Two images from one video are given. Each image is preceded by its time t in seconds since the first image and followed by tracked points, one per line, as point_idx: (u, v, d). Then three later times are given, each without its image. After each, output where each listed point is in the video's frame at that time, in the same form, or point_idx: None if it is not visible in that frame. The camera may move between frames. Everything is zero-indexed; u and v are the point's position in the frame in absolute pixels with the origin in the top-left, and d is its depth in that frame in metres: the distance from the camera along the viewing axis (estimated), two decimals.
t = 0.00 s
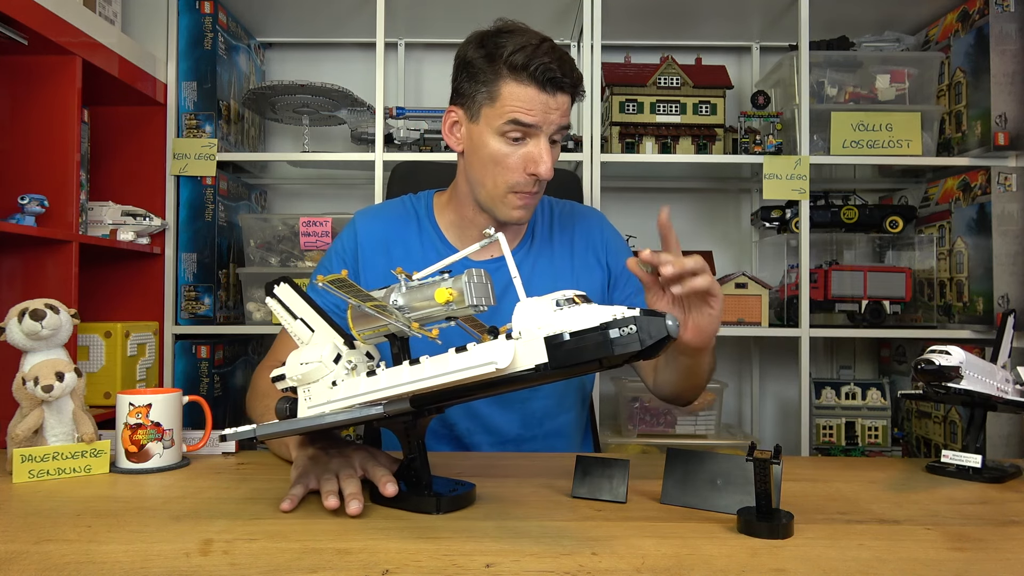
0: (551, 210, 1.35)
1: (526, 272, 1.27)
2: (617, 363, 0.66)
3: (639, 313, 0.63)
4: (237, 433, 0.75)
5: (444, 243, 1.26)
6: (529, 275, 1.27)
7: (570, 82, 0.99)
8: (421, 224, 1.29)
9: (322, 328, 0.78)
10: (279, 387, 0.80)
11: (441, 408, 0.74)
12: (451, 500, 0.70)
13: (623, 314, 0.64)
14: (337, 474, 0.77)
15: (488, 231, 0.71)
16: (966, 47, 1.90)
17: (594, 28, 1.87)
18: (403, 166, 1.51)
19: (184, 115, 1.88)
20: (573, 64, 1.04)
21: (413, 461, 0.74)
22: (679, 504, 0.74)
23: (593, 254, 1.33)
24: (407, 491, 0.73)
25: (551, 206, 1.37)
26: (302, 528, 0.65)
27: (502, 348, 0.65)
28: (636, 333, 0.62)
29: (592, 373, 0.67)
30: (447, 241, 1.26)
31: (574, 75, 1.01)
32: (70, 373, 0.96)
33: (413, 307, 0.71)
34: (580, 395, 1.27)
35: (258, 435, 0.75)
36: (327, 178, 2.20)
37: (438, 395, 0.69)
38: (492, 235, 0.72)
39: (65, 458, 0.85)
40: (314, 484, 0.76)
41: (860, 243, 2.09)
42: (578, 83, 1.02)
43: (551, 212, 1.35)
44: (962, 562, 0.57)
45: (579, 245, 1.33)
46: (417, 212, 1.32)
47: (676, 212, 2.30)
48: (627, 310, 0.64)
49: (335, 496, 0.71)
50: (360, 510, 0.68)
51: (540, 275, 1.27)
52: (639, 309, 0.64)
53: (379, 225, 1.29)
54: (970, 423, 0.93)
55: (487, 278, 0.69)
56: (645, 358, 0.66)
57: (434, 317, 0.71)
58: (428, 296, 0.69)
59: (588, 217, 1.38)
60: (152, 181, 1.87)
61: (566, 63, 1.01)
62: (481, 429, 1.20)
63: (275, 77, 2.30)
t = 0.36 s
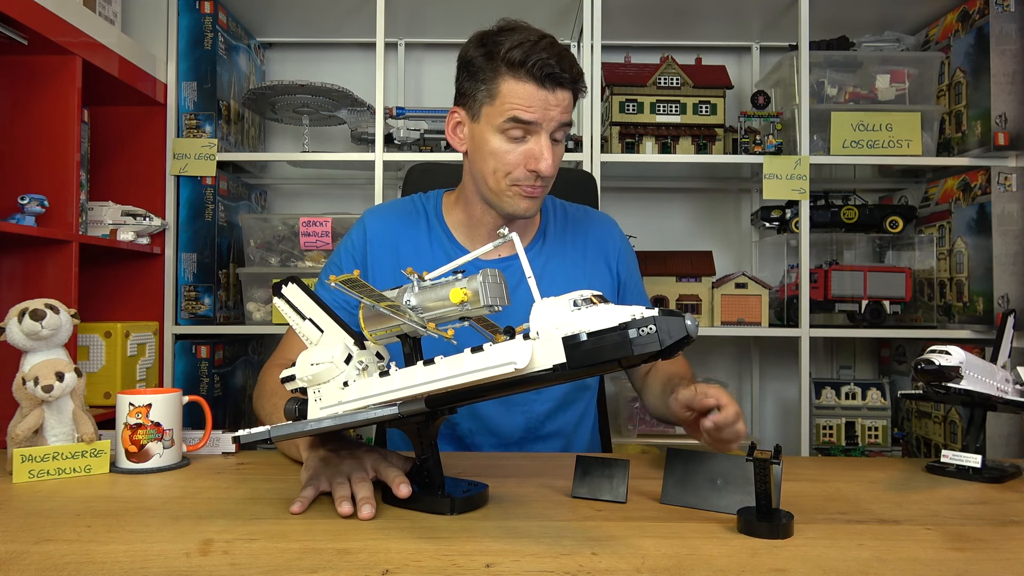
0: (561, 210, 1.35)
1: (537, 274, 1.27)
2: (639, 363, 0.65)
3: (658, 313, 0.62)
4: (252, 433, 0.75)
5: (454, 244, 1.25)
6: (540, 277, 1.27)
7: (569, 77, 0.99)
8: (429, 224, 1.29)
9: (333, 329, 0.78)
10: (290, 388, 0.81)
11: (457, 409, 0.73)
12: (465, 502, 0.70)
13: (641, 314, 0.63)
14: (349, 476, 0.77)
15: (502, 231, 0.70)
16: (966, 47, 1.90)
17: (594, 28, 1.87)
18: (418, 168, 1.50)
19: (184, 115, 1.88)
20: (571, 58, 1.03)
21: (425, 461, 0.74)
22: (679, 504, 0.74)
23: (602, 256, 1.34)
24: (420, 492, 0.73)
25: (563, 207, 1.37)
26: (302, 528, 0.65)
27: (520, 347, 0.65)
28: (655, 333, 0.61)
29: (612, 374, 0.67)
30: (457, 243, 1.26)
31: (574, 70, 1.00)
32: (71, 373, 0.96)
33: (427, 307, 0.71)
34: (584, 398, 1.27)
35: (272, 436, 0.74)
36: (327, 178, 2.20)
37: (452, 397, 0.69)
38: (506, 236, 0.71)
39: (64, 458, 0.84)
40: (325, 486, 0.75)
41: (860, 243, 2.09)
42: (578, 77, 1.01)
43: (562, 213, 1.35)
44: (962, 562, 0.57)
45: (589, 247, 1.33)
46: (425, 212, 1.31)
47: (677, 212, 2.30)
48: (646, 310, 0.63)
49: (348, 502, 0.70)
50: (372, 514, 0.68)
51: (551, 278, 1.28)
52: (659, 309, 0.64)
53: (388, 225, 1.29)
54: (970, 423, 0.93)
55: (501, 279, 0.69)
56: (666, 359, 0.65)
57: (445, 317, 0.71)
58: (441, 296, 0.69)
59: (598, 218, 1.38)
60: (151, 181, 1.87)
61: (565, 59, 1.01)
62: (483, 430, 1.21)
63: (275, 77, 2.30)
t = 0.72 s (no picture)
0: (559, 210, 1.35)
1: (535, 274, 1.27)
2: (639, 364, 0.65)
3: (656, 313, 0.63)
4: (252, 433, 0.75)
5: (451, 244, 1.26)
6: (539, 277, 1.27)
7: (563, 88, 0.97)
8: (427, 226, 1.29)
9: (332, 329, 0.78)
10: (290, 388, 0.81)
11: (457, 409, 0.73)
12: (465, 502, 0.70)
13: (639, 314, 0.63)
14: (349, 476, 0.77)
15: (502, 231, 0.70)
16: (966, 47, 1.90)
17: (594, 28, 1.87)
18: (423, 169, 1.50)
19: (184, 115, 1.88)
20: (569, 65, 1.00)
21: (425, 461, 0.74)
22: (679, 504, 0.74)
23: (600, 256, 1.34)
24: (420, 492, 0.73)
25: (561, 207, 1.37)
26: (302, 528, 0.65)
27: (521, 347, 0.64)
28: (654, 333, 0.61)
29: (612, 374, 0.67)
30: (454, 243, 1.26)
31: (569, 80, 0.98)
32: (71, 373, 0.96)
33: (426, 307, 0.71)
34: (584, 397, 1.26)
35: (272, 436, 0.74)
36: (327, 178, 2.20)
37: (452, 398, 0.69)
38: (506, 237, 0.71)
39: (64, 458, 0.84)
40: (325, 486, 0.75)
41: (860, 243, 2.09)
42: (573, 87, 0.99)
43: (560, 213, 1.34)
44: (962, 562, 0.57)
45: (586, 246, 1.33)
46: (424, 213, 1.32)
47: (677, 212, 2.30)
48: (645, 309, 0.63)
49: (346, 504, 0.69)
50: (372, 514, 0.68)
51: (549, 278, 1.28)
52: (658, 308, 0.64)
53: (387, 227, 1.29)
54: (970, 423, 0.93)
55: (501, 279, 0.69)
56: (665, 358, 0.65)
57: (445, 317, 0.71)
58: (441, 296, 0.69)
59: (596, 217, 1.37)
60: (151, 181, 1.87)
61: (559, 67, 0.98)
62: (483, 427, 1.21)
63: (275, 77, 2.30)
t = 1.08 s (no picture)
0: (558, 210, 1.35)
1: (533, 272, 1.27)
2: (639, 364, 0.65)
3: (655, 313, 0.62)
4: (251, 433, 0.75)
5: (449, 242, 1.26)
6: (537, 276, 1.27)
7: (538, 73, 0.99)
8: (427, 226, 1.29)
9: (332, 329, 0.77)
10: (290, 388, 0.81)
11: (457, 408, 0.73)
12: (465, 502, 0.70)
13: (639, 314, 0.63)
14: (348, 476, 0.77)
15: (502, 231, 0.70)
16: (966, 47, 1.90)
17: (594, 28, 1.87)
18: (417, 168, 1.50)
19: (184, 115, 1.88)
20: (551, 53, 1.03)
21: (425, 461, 0.74)
22: (679, 504, 0.73)
23: (599, 255, 1.34)
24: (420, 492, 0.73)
25: (561, 207, 1.37)
26: (302, 528, 0.65)
27: (521, 347, 0.64)
28: (654, 333, 0.61)
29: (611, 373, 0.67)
30: (452, 241, 1.26)
31: (548, 67, 1.00)
32: (71, 373, 0.96)
33: (426, 307, 0.71)
34: (583, 397, 1.26)
35: (272, 436, 0.74)
36: (327, 178, 2.20)
37: (453, 398, 0.69)
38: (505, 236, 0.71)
39: (64, 458, 0.84)
40: (324, 485, 0.75)
41: (860, 243, 2.09)
42: (552, 74, 1.01)
43: (559, 213, 1.35)
44: (963, 562, 0.57)
45: (585, 246, 1.33)
46: (424, 213, 1.32)
47: (676, 212, 2.30)
48: (644, 309, 0.63)
49: (346, 505, 0.69)
50: (371, 515, 0.68)
51: (548, 277, 1.28)
52: (657, 308, 0.64)
53: (386, 226, 1.29)
54: (969, 423, 0.93)
55: (501, 278, 0.69)
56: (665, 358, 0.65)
57: (445, 317, 0.70)
58: (441, 296, 0.69)
59: (594, 218, 1.38)
60: (152, 181, 1.87)
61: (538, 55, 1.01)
62: (481, 428, 1.21)
63: (275, 77, 2.30)
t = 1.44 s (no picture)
0: (567, 213, 1.35)
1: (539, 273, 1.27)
2: (639, 364, 0.65)
3: (655, 313, 0.62)
4: (251, 433, 0.75)
5: (454, 241, 1.26)
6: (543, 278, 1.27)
7: (530, 42, 1.09)
8: (433, 225, 1.30)
9: (332, 329, 0.77)
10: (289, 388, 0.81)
11: (457, 409, 0.73)
12: (466, 502, 0.70)
13: (639, 314, 0.63)
14: (347, 476, 0.77)
15: (502, 230, 0.70)
16: (966, 47, 1.90)
17: (594, 28, 1.87)
18: (409, 168, 1.49)
19: (184, 115, 1.88)
20: (542, 35, 1.14)
21: (425, 461, 0.74)
22: (679, 504, 0.74)
23: (607, 258, 1.34)
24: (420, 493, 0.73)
25: (570, 210, 1.37)
26: (302, 529, 0.65)
27: (520, 347, 0.64)
28: (654, 333, 0.61)
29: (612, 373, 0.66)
30: (457, 240, 1.27)
31: (539, 40, 1.11)
32: (71, 373, 0.96)
33: (426, 307, 0.71)
34: (587, 400, 1.26)
35: (272, 436, 0.74)
36: (327, 178, 2.20)
37: (453, 398, 0.69)
38: (505, 235, 0.70)
39: (64, 458, 0.84)
40: (324, 486, 0.75)
41: (860, 243, 2.09)
42: (543, 46, 1.11)
43: (568, 216, 1.34)
44: (963, 562, 0.57)
45: (593, 248, 1.33)
46: (430, 213, 1.32)
47: (676, 212, 2.30)
48: (644, 309, 0.63)
49: (346, 505, 0.69)
50: (372, 515, 0.68)
51: (554, 279, 1.28)
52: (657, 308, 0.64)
53: (392, 225, 1.29)
54: (969, 423, 0.93)
55: (501, 278, 0.69)
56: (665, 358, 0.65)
57: (445, 316, 0.71)
58: (441, 296, 0.69)
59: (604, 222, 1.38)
60: (152, 181, 1.87)
61: (529, 31, 1.12)
62: (484, 428, 1.20)
63: (275, 77, 2.30)
